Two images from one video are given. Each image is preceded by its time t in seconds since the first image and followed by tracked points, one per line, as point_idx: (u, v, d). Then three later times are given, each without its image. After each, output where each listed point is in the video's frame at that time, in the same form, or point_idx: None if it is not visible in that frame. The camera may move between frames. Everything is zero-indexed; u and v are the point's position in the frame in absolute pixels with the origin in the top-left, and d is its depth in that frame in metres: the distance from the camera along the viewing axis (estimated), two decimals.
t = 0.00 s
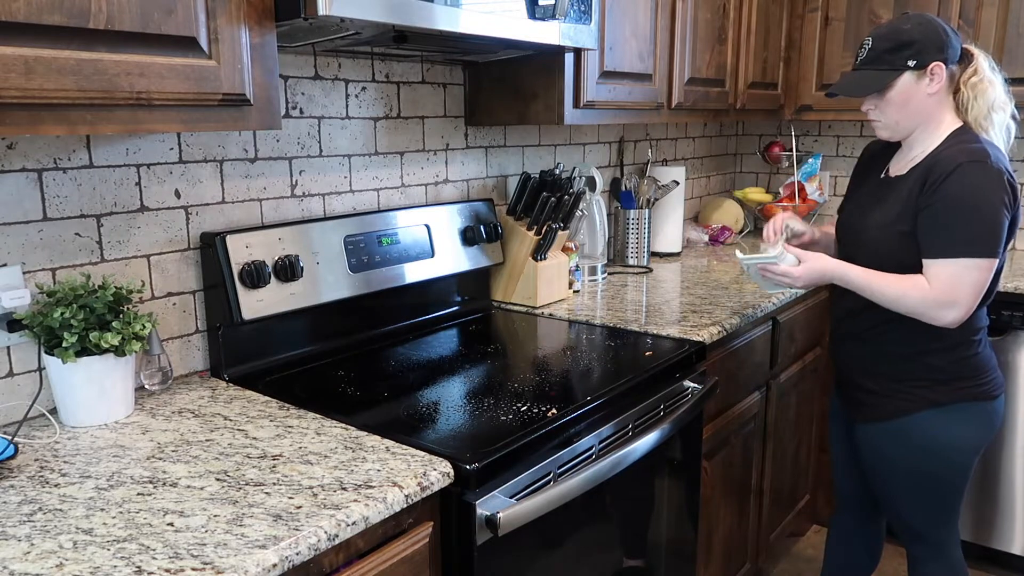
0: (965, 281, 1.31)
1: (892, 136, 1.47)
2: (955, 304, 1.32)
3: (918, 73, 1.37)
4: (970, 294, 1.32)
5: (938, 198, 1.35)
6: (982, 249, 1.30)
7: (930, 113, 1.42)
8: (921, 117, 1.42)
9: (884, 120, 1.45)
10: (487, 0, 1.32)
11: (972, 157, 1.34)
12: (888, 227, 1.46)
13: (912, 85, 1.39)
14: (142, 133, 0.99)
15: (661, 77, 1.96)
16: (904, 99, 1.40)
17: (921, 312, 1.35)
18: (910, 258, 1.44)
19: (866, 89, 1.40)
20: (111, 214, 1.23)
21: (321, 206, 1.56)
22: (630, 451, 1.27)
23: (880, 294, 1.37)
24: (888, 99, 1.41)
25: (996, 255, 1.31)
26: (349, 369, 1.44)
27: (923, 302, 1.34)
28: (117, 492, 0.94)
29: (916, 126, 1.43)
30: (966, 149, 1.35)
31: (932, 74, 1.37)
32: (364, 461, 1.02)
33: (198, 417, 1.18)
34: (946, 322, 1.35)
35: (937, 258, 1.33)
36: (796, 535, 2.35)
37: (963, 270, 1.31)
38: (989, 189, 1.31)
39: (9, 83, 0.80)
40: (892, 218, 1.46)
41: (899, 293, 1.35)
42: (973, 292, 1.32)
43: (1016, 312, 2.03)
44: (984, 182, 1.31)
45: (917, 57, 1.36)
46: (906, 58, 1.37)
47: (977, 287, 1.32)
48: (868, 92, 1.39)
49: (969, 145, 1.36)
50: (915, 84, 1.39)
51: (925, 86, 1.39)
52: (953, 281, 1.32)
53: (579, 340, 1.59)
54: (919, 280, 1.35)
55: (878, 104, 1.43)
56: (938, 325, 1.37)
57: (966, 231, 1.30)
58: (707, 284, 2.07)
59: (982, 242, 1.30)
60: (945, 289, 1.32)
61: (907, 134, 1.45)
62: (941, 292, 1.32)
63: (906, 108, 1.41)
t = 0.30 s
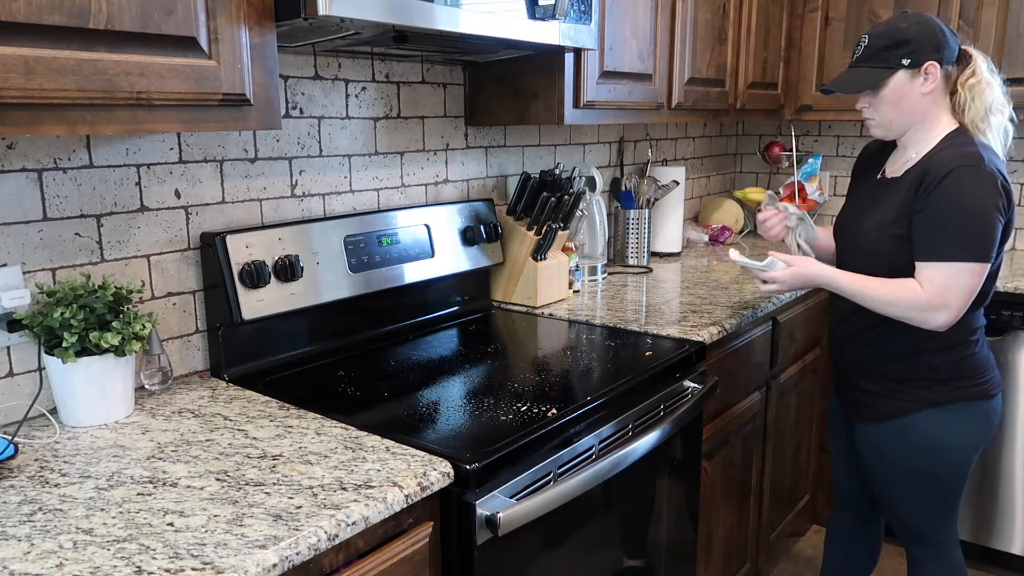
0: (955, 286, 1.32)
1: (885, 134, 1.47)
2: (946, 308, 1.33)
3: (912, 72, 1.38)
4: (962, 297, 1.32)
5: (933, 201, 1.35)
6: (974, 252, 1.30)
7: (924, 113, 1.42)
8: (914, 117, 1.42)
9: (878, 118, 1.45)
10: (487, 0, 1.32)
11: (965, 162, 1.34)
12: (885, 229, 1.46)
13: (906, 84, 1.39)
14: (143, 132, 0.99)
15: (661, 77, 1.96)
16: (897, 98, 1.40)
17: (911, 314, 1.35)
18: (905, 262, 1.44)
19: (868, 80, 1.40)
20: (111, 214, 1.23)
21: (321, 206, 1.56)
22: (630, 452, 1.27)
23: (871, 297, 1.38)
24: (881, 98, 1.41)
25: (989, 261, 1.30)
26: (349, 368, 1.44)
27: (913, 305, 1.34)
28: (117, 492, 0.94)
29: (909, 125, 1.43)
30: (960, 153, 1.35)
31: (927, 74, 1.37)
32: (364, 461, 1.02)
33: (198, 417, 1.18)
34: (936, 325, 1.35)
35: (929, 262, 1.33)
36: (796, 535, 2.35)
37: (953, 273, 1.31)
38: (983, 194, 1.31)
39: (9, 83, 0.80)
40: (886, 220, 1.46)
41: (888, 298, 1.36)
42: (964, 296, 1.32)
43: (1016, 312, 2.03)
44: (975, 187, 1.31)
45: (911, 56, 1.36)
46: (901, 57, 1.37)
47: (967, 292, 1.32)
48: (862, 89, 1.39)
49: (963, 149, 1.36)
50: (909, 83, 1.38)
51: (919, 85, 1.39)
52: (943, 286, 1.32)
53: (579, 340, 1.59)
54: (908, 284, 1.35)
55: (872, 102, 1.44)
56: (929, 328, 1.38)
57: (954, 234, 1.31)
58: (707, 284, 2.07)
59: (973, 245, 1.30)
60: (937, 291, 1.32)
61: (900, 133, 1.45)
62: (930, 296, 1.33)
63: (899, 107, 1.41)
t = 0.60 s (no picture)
0: (818, 247, 1.33)
1: (823, 133, 1.53)
2: (802, 265, 1.34)
3: (839, 77, 1.42)
4: (821, 262, 1.33)
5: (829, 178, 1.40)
6: (840, 220, 1.33)
7: (853, 116, 1.45)
8: (841, 119, 1.46)
9: (814, 116, 1.50)
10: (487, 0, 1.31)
11: (868, 150, 1.37)
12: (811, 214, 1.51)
13: (833, 88, 1.43)
14: (143, 133, 0.99)
15: (661, 77, 1.96)
16: (826, 100, 1.45)
17: (761, 281, 1.37)
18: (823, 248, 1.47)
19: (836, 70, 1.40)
20: (111, 214, 1.23)
21: (321, 206, 1.56)
22: (630, 452, 1.27)
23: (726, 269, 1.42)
24: (814, 98, 1.47)
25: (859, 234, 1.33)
26: (349, 368, 1.44)
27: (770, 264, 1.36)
28: (117, 492, 0.94)
29: (839, 126, 1.48)
30: (868, 144, 1.38)
31: (852, 80, 1.41)
32: (364, 461, 1.02)
33: (198, 417, 1.18)
34: (782, 285, 1.36)
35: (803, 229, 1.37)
36: (796, 536, 2.35)
37: (823, 237, 1.34)
38: (870, 172, 1.34)
39: (9, 83, 0.80)
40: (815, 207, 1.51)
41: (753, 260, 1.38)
42: (820, 258, 1.33)
43: (1016, 312, 2.03)
44: (864, 172, 1.34)
45: (839, 62, 1.40)
46: (829, 62, 1.41)
47: (826, 256, 1.33)
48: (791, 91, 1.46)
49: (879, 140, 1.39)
50: (835, 87, 1.43)
51: (846, 90, 1.43)
52: (807, 246, 1.34)
53: (579, 340, 1.59)
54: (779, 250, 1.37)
55: (809, 102, 1.49)
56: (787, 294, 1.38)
57: (827, 204, 1.34)
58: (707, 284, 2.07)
59: (840, 212, 1.33)
60: (797, 253, 1.34)
61: (835, 132, 1.50)
62: (792, 254, 1.35)
63: (829, 109, 1.46)
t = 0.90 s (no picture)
0: (874, 262, 1.29)
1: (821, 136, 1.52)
2: (859, 282, 1.29)
3: (829, 85, 1.42)
4: (879, 277, 1.30)
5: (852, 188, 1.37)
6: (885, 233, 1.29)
7: (851, 120, 1.45)
8: (838, 123, 1.46)
9: (811, 122, 1.51)
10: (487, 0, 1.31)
11: (887, 156, 1.35)
12: (817, 221, 1.48)
13: (825, 96, 1.43)
14: (143, 133, 0.99)
15: (661, 77, 1.96)
16: (820, 108, 1.46)
17: (821, 298, 1.31)
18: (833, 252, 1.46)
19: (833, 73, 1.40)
20: (110, 214, 1.23)
21: (321, 206, 1.56)
22: (630, 452, 1.27)
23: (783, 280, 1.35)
24: (808, 107, 1.47)
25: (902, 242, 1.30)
26: (350, 368, 1.44)
27: (826, 280, 1.30)
28: (117, 492, 0.94)
29: (837, 130, 1.48)
30: (885, 150, 1.37)
31: (844, 86, 1.41)
32: (364, 461, 1.02)
33: (198, 416, 1.18)
34: (840, 303, 1.31)
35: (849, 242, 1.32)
36: (796, 535, 2.35)
37: (874, 251, 1.29)
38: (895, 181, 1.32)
39: (9, 83, 0.80)
40: (820, 212, 1.48)
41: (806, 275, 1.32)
42: (877, 275, 1.29)
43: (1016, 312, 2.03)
44: (891, 180, 1.33)
45: (828, 70, 1.40)
46: (818, 71, 1.41)
47: (880, 271, 1.30)
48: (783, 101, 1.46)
49: (889, 145, 1.38)
50: (827, 95, 1.43)
51: (837, 97, 1.43)
52: (862, 261, 1.29)
53: (579, 340, 1.59)
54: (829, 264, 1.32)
55: (804, 109, 1.49)
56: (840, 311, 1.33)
57: (874, 215, 1.30)
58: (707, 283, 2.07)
59: (885, 225, 1.30)
60: (856, 268, 1.29)
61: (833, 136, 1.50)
62: (849, 271, 1.29)
63: (823, 115, 1.46)
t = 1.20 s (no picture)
0: (896, 267, 1.30)
1: (811, 139, 1.52)
2: (888, 290, 1.30)
3: (820, 87, 1.42)
4: (901, 279, 1.31)
5: (857, 193, 1.36)
6: (901, 237, 1.30)
7: (840, 122, 1.44)
8: (829, 125, 1.46)
9: (801, 125, 1.50)
10: None
11: (887, 157, 1.35)
12: (818, 224, 1.47)
13: (815, 98, 1.43)
14: (143, 132, 0.99)
15: (661, 77, 1.96)
16: (810, 111, 1.45)
17: (847, 308, 1.32)
18: (834, 253, 1.46)
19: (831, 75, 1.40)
20: (111, 214, 1.23)
21: (321, 206, 1.56)
22: (630, 452, 1.27)
23: (808, 293, 1.35)
24: (798, 109, 1.47)
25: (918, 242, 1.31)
26: (350, 368, 1.44)
27: (857, 293, 1.31)
28: (117, 492, 0.94)
29: (827, 132, 1.47)
30: (882, 150, 1.37)
31: (835, 88, 1.41)
32: (364, 461, 1.02)
33: (198, 417, 1.18)
34: (876, 312, 1.32)
35: (866, 250, 1.32)
36: (796, 535, 2.35)
37: (894, 257, 1.30)
38: (901, 183, 1.32)
39: (9, 83, 0.80)
40: (819, 215, 1.47)
41: (834, 289, 1.32)
42: (901, 278, 1.31)
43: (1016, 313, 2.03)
44: (897, 181, 1.32)
45: (818, 72, 1.40)
46: (809, 74, 1.41)
47: (904, 273, 1.31)
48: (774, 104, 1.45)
49: (887, 145, 1.38)
50: (818, 97, 1.43)
51: (828, 99, 1.42)
52: (885, 268, 1.30)
53: (579, 340, 1.59)
54: (851, 274, 1.32)
55: (793, 112, 1.49)
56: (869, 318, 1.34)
57: (885, 223, 1.30)
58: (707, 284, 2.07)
59: (901, 229, 1.30)
60: (879, 275, 1.30)
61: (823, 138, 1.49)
62: (875, 279, 1.30)
63: (813, 118, 1.46)
